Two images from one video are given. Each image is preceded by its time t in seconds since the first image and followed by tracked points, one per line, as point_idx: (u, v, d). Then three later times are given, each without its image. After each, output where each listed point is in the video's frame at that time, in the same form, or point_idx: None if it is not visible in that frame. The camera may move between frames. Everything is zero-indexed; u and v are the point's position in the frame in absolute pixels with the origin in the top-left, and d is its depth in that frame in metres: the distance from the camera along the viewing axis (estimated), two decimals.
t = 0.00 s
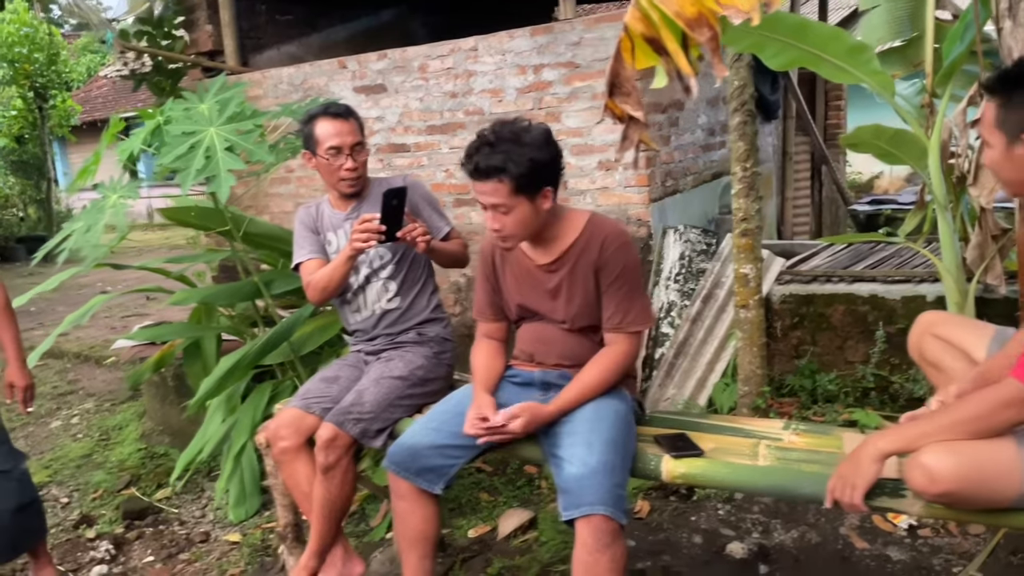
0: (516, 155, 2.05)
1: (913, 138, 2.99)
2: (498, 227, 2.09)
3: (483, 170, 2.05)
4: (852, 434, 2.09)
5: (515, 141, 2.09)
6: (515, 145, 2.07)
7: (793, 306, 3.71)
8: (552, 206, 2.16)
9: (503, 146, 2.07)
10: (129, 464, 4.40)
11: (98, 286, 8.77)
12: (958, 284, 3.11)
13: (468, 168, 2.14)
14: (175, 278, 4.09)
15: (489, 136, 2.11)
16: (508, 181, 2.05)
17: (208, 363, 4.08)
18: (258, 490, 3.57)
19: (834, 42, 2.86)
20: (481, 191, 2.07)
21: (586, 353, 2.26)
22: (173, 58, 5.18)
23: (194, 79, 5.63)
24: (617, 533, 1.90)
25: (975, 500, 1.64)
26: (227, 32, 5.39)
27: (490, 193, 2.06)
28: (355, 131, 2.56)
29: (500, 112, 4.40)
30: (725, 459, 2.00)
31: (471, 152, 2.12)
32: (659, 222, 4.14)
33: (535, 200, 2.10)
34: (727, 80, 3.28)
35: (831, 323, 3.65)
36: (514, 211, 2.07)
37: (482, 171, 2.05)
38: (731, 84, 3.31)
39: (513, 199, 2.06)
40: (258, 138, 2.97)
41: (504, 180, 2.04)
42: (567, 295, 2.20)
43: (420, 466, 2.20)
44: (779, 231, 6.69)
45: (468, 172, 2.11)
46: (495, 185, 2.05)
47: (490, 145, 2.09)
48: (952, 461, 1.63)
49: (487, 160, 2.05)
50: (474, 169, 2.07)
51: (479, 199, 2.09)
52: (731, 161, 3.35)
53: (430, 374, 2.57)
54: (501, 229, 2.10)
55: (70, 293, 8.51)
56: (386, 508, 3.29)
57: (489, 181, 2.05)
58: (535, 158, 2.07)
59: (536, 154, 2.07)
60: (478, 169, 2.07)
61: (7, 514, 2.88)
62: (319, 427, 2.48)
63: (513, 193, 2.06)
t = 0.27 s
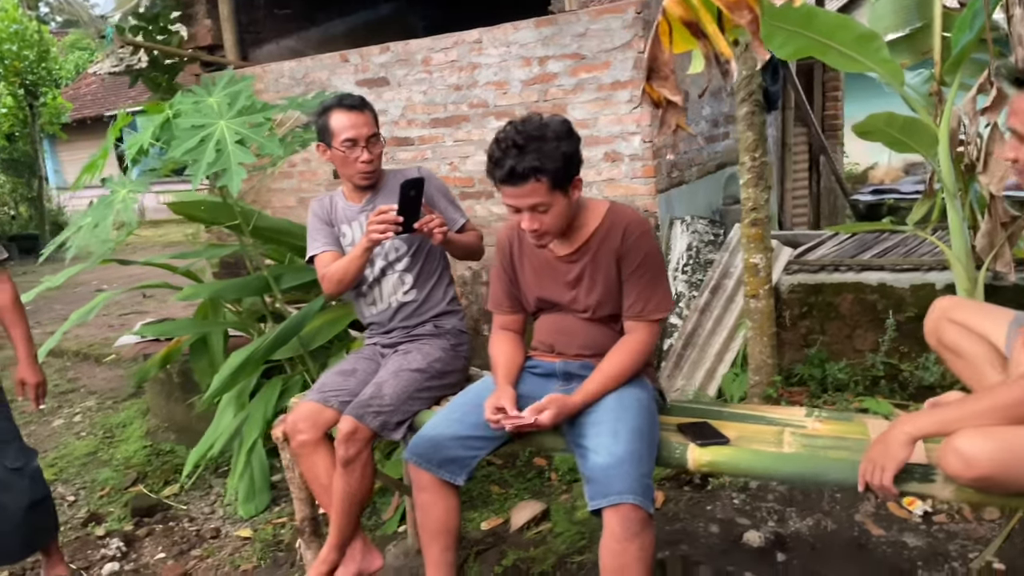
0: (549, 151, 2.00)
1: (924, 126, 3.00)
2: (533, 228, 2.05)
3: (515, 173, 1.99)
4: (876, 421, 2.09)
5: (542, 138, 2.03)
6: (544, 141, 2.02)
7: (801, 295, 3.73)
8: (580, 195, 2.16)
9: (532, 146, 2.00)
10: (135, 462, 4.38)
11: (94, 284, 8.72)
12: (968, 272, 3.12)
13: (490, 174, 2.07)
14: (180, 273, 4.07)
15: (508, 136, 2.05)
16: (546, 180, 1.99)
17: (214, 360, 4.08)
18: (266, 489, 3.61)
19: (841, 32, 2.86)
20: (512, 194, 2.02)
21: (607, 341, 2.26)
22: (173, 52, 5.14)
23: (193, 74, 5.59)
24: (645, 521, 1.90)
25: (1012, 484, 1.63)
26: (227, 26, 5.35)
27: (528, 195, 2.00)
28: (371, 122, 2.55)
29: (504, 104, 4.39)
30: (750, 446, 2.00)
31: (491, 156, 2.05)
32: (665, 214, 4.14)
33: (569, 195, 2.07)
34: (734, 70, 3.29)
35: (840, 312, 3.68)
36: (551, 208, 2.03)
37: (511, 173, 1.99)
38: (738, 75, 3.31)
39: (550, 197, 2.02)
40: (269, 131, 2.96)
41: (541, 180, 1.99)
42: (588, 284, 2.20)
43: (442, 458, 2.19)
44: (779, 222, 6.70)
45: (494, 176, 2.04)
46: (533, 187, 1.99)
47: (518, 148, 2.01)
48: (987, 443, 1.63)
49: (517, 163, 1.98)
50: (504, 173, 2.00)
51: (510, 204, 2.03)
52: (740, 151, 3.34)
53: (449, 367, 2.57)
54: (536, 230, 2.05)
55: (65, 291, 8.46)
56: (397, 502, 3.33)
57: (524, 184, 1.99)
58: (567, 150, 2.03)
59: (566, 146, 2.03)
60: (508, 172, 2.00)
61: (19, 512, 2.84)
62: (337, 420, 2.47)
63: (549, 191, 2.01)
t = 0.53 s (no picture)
0: (570, 149, 2.02)
1: (925, 114, 3.05)
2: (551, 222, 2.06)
3: (538, 171, 1.99)
4: (890, 404, 2.13)
5: (561, 134, 2.04)
6: (564, 138, 2.02)
7: (802, 284, 3.77)
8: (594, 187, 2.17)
9: (555, 142, 2.01)
10: (137, 459, 4.37)
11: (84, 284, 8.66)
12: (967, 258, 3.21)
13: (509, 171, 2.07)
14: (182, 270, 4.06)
15: (526, 132, 2.05)
16: (567, 177, 2.01)
17: (217, 355, 4.10)
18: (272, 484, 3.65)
19: (841, 23, 2.90)
20: (534, 191, 2.03)
21: (622, 330, 2.28)
22: (167, 48, 5.12)
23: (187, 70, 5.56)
24: (667, 507, 1.93)
25: None
26: (221, 22, 5.33)
27: (549, 192, 2.01)
28: (384, 116, 2.57)
29: (504, 98, 4.40)
30: (768, 431, 2.03)
31: (511, 153, 2.05)
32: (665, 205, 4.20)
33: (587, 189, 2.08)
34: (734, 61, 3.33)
35: (840, 300, 3.72)
36: (571, 204, 2.05)
37: (534, 171, 2.00)
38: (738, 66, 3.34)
39: (570, 193, 2.04)
40: (276, 126, 2.96)
41: (563, 177, 2.01)
42: (604, 274, 2.22)
43: (462, 448, 2.21)
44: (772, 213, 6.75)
45: (514, 173, 2.04)
46: (555, 183, 2.01)
47: (540, 146, 2.00)
48: (1004, 423, 1.67)
49: (540, 161, 1.99)
50: (525, 171, 2.00)
51: (531, 200, 2.05)
52: (741, 141, 3.37)
53: (463, 358, 2.59)
54: (555, 224, 2.07)
55: (55, 291, 8.39)
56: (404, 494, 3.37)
57: (546, 182, 2.00)
58: (587, 145, 2.04)
59: (586, 142, 2.05)
60: (530, 170, 2.00)
61: (29, 509, 2.77)
62: (353, 412, 2.48)
63: (570, 187, 2.03)
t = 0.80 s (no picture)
0: (579, 146, 2.03)
1: (918, 103, 3.07)
2: (560, 217, 2.08)
3: (549, 169, 2.00)
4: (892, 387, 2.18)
5: (570, 132, 2.05)
6: (572, 136, 2.03)
7: (794, 273, 3.82)
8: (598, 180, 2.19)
9: (564, 140, 2.02)
10: (132, 457, 4.35)
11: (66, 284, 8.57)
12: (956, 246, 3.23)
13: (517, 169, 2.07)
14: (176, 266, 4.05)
15: (534, 130, 2.05)
16: (577, 174, 2.03)
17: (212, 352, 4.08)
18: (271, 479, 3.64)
19: (834, 14, 2.94)
20: (544, 188, 2.04)
21: (628, 318, 2.31)
22: (154, 44, 5.08)
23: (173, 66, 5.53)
24: (678, 490, 1.96)
25: None
26: (208, 17, 5.30)
27: (560, 190, 2.03)
28: (388, 110, 2.58)
29: (496, 91, 4.42)
30: (775, 414, 2.07)
31: (520, 151, 2.05)
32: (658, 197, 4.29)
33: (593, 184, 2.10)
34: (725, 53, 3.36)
35: (832, 288, 3.77)
36: (580, 199, 2.07)
37: (545, 169, 2.00)
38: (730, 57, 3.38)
39: (580, 188, 2.06)
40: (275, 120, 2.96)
41: (572, 174, 2.02)
42: (610, 264, 2.25)
43: (471, 437, 2.23)
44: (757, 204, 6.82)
45: (524, 171, 2.04)
46: (565, 180, 2.02)
47: (549, 145, 2.01)
48: (1010, 401, 1.72)
49: (550, 159, 2.00)
50: (536, 170, 2.01)
51: (540, 196, 2.06)
52: (734, 132, 3.41)
53: (468, 349, 2.62)
54: (564, 219, 2.09)
55: (36, 291, 8.30)
56: (404, 487, 3.39)
57: (557, 180, 2.02)
58: (595, 141, 2.06)
59: (594, 138, 2.06)
60: (541, 169, 2.00)
61: (33, 506, 2.75)
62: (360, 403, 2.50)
63: (580, 184, 2.05)
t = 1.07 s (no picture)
0: (582, 137, 2.03)
1: (899, 91, 3.11)
2: (560, 206, 2.09)
3: (552, 160, 2.00)
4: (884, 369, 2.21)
5: (573, 122, 2.04)
6: (576, 127, 2.03)
7: (778, 261, 3.85)
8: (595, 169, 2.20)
9: (568, 131, 2.02)
10: (116, 456, 4.30)
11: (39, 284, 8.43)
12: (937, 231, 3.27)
13: (518, 159, 2.06)
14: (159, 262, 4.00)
15: (537, 120, 2.05)
16: (580, 165, 2.03)
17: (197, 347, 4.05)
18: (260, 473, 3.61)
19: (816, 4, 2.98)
20: (546, 178, 2.04)
21: (623, 306, 2.33)
22: (130, 38, 5.01)
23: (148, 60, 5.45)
24: (678, 475, 1.98)
25: None
26: (184, 11, 5.23)
27: (562, 180, 2.03)
28: (377, 101, 2.57)
29: (479, 83, 4.41)
30: (772, 397, 2.09)
31: (523, 142, 2.03)
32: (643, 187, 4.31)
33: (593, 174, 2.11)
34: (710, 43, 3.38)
35: (816, 275, 3.82)
36: (581, 188, 2.08)
37: (548, 160, 2.00)
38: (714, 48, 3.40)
39: (581, 178, 2.07)
40: (262, 112, 2.94)
41: (575, 165, 2.03)
42: (606, 252, 2.26)
43: (469, 427, 2.24)
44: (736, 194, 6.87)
45: (526, 161, 2.04)
46: (567, 171, 2.03)
47: (553, 135, 2.01)
48: (1007, 378, 1.76)
49: (554, 149, 2.00)
50: (540, 161, 2.01)
51: (542, 185, 2.06)
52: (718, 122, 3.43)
53: (462, 339, 2.62)
54: (565, 209, 2.10)
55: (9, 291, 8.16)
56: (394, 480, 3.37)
57: (559, 170, 2.02)
58: (597, 131, 2.07)
59: (596, 128, 2.07)
60: (544, 160, 2.00)
61: (22, 505, 2.72)
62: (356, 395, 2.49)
63: (582, 174, 2.06)
